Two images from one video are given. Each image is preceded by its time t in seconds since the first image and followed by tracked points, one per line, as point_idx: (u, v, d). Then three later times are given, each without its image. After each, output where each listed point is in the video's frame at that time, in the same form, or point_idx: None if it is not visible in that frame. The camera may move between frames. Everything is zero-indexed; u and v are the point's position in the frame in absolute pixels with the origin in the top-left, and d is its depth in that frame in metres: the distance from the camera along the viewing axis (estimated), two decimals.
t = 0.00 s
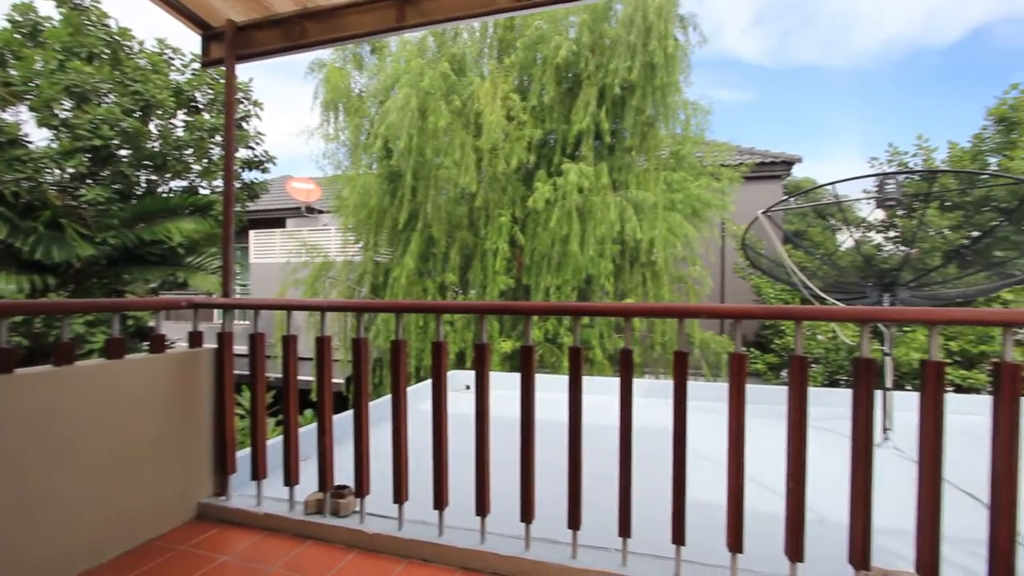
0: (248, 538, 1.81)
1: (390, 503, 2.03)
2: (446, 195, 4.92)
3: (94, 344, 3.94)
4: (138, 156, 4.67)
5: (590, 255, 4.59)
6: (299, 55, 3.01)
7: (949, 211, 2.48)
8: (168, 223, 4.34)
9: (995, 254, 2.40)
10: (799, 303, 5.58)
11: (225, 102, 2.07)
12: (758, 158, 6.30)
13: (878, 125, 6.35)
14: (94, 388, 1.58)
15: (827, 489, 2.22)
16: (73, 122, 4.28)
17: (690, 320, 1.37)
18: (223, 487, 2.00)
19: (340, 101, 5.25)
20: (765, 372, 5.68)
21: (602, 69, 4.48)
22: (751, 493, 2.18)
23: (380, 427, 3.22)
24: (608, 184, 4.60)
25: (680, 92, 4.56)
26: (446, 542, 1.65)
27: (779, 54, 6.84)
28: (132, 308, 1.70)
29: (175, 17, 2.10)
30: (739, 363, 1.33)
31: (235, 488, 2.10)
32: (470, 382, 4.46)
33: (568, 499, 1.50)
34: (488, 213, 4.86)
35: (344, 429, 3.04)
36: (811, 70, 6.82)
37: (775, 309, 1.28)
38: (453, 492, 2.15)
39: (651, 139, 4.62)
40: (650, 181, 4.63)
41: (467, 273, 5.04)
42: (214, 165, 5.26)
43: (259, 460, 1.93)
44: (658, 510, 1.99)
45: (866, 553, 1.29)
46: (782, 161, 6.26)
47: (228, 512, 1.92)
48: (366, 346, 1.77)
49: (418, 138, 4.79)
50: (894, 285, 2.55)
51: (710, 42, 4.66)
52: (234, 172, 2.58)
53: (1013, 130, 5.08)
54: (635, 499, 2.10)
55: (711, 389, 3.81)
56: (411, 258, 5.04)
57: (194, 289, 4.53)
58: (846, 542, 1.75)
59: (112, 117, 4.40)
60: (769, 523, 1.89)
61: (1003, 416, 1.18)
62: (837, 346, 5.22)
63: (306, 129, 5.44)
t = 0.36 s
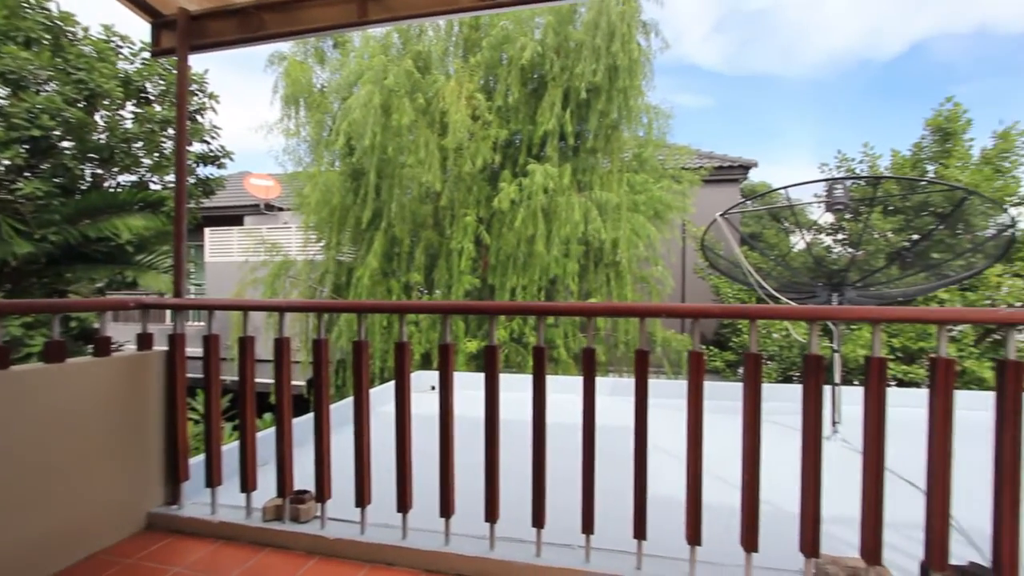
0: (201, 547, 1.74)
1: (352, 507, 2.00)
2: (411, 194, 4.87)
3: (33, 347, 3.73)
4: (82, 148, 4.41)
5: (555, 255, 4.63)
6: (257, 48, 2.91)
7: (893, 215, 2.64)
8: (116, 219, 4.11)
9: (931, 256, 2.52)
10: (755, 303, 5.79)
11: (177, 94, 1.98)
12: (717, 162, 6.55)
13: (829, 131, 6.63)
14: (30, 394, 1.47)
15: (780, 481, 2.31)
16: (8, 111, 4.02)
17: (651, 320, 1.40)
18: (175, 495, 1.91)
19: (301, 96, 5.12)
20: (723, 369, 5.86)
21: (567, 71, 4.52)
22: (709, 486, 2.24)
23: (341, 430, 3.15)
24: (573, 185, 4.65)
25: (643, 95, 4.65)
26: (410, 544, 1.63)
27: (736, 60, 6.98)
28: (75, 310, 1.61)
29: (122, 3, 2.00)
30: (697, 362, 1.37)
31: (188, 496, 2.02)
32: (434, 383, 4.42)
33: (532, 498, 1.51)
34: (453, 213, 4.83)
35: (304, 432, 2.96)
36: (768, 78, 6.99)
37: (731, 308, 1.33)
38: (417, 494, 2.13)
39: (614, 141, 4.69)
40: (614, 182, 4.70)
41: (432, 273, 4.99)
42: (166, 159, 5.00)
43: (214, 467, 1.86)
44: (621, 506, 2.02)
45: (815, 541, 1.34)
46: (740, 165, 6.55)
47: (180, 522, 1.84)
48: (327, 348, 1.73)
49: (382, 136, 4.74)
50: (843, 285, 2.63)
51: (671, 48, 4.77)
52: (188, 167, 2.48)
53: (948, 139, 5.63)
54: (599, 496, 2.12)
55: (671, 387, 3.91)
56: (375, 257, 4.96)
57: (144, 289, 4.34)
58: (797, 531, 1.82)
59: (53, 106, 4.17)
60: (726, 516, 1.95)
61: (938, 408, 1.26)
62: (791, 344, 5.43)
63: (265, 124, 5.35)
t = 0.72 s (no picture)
0: (147, 561, 1.66)
1: (310, 513, 1.94)
2: (372, 193, 4.79)
3: None
4: (16, 138, 4.19)
5: (518, 255, 4.65)
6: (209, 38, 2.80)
7: (838, 220, 2.79)
8: (54, 215, 3.88)
9: (872, 258, 2.66)
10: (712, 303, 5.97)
11: (121, 83, 1.88)
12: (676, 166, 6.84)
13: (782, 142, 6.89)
14: None
15: (734, 473, 2.39)
16: None
17: (611, 319, 1.42)
18: (120, 506, 1.81)
19: (257, 90, 4.96)
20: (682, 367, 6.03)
21: (530, 72, 4.55)
22: (666, 481, 2.30)
23: (298, 434, 3.06)
24: (536, 185, 4.67)
25: (604, 98, 4.72)
26: (370, 549, 1.60)
27: (695, 66, 7.16)
28: (6, 311, 1.50)
29: None
30: (654, 361, 1.40)
31: (133, 507, 1.92)
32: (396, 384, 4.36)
33: (494, 498, 1.51)
34: (416, 212, 4.78)
35: (259, 437, 2.86)
36: (724, 83, 7.18)
37: (687, 308, 1.37)
38: (378, 497, 2.09)
39: (577, 143, 4.74)
40: (577, 184, 4.76)
41: (394, 272, 4.92)
42: (109, 152, 4.73)
43: (162, 476, 1.77)
44: (582, 503, 2.05)
45: (766, 530, 1.40)
46: (697, 168, 7.03)
47: (124, 534, 1.75)
48: (283, 349, 1.67)
49: (342, 132, 4.65)
50: (793, 285, 2.72)
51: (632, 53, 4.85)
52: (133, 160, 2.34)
53: (887, 148, 6.02)
54: (560, 493, 2.14)
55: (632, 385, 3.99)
56: (335, 256, 4.86)
57: (85, 289, 4.13)
58: (749, 522, 1.89)
59: None
60: (684, 509, 2.00)
61: (877, 401, 1.33)
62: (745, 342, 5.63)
63: (216, 117, 5.12)
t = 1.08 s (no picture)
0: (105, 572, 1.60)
1: (279, 518, 1.90)
2: (344, 191, 4.71)
3: None
4: None
5: (491, 255, 4.65)
6: (170, 29, 2.70)
7: (802, 222, 2.90)
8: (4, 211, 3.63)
9: (834, 259, 2.76)
10: (682, 302, 6.09)
11: (76, 74, 1.80)
12: (647, 168, 6.99)
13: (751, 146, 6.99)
14: None
15: (702, 469, 2.45)
16: None
17: (582, 319, 1.43)
18: (75, 516, 1.73)
19: (223, 84, 4.83)
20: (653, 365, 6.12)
21: (503, 72, 4.55)
22: (637, 477, 2.34)
23: (266, 438, 2.99)
24: (509, 185, 4.68)
25: (577, 100, 4.75)
26: (341, 553, 1.58)
27: (667, 69, 7.43)
28: None
29: None
30: (625, 360, 1.42)
31: (90, 517, 1.85)
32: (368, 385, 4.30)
33: (467, 499, 1.50)
34: (388, 211, 4.72)
35: (224, 442, 2.78)
36: (693, 87, 7.43)
37: (658, 307, 1.39)
38: (349, 501, 2.06)
39: (550, 144, 4.77)
40: (550, 184, 4.78)
41: (366, 272, 4.86)
42: (65, 147, 4.50)
43: (121, 483, 1.71)
44: (555, 502, 2.06)
45: (733, 524, 1.43)
46: (668, 171, 7.11)
47: (80, 545, 1.68)
48: (250, 351, 1.63)
49: (314, 129, 4.57)
50: (758, 285, 2.81)
51: (605, 55, 4.89)
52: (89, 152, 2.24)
53: (847, 153, 6.35)
54: (533, 493, 2.15)
55: (604, 383, 4.03)
56: (305, 256, 4.77)
57: (38, 289, 3.95)
58: (717, 517, 1.93)
59: None
60: (654, 505, 2.04)
61: (838, 397, 1.38)
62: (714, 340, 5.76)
63: (178, 111, 4.96)
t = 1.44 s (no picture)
0: None
1: (246, 524, 1.85)
2: (315, 189, 4.62)
3: None
4: None
5: (464, 255, 4.63)
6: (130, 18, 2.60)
7: (768, 224, 2.96)
8: None
9: (798, 260, 2.84)
10: (653, 302, 6.19)
11: (28, 64, 1.72)
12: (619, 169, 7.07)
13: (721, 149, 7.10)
14: None
15: (671, 466, 2.49)
16: None
17: (554, 319, 1.44)
18: (27, 527, 1.66)
19: (188, 78, 4.69)
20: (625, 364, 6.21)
21: (477, 71, 4.54)
22: (609, 475, 2.37)
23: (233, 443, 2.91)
24: (483, 185, 4.66)
25: (551, 101, 4.77)
26: (310, 558, 1.55)
27: (640, 72, 7.40)
28: None
29: None
30: (598, 358, 1.43)
31: (43, 528, 1.77)
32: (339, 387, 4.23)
33: (440, 500, 1.49)
34: (360, 209, 4.65)
35: (188, 447, 2.69)
36: (665, 91, 7.45)
37: (629, 307, 1.40)
38: (319, 505, 2.02)
39: (523, 144, 4.78)
40: (523, 184, 4.79)
41: (338, 272, 4.78)
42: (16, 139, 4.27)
43: (78, 492, 1.64)
44: (527, 501, 2.06)
45: (701, 519, 1.46)
46: (640, 172, 7.40)
47: (32, 558, 1.60)
48: (215, 352, 1.58)
49: (284, 125, 4.48)
50: (726, 286, 2.88)
51: (578, 57, 4.92)
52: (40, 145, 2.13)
53: (811, 157, 6.62)
54: (506, 492, 2.15)
55: (577, 382, 4.07)
56: (274, 255, 4.67)
57: None
58: (687, 513, 1.97)
59: None
60: (625, 502, 2.06)
61: (800, 393, 1.43)
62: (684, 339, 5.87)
63: (140, 105, 4.82)
